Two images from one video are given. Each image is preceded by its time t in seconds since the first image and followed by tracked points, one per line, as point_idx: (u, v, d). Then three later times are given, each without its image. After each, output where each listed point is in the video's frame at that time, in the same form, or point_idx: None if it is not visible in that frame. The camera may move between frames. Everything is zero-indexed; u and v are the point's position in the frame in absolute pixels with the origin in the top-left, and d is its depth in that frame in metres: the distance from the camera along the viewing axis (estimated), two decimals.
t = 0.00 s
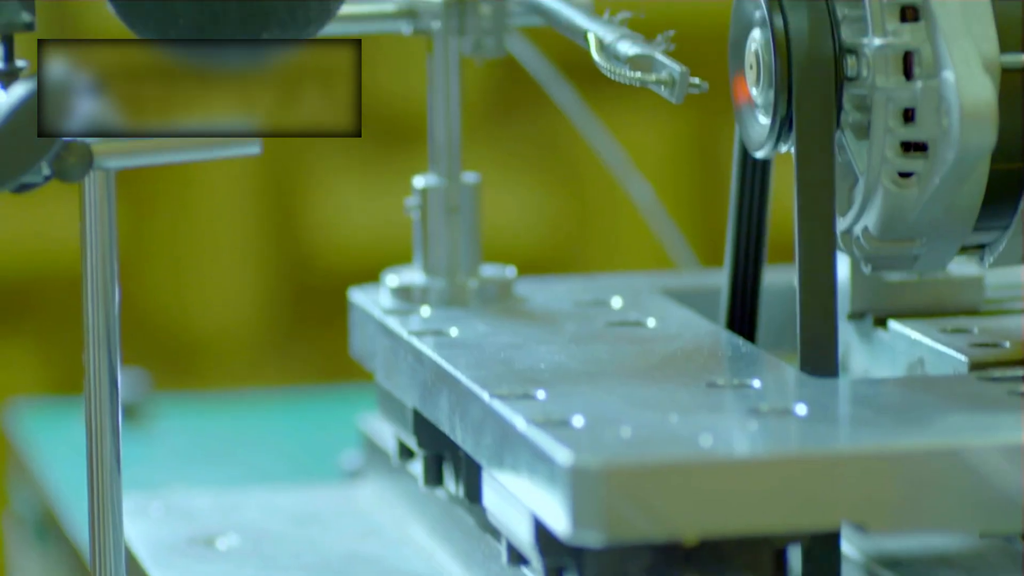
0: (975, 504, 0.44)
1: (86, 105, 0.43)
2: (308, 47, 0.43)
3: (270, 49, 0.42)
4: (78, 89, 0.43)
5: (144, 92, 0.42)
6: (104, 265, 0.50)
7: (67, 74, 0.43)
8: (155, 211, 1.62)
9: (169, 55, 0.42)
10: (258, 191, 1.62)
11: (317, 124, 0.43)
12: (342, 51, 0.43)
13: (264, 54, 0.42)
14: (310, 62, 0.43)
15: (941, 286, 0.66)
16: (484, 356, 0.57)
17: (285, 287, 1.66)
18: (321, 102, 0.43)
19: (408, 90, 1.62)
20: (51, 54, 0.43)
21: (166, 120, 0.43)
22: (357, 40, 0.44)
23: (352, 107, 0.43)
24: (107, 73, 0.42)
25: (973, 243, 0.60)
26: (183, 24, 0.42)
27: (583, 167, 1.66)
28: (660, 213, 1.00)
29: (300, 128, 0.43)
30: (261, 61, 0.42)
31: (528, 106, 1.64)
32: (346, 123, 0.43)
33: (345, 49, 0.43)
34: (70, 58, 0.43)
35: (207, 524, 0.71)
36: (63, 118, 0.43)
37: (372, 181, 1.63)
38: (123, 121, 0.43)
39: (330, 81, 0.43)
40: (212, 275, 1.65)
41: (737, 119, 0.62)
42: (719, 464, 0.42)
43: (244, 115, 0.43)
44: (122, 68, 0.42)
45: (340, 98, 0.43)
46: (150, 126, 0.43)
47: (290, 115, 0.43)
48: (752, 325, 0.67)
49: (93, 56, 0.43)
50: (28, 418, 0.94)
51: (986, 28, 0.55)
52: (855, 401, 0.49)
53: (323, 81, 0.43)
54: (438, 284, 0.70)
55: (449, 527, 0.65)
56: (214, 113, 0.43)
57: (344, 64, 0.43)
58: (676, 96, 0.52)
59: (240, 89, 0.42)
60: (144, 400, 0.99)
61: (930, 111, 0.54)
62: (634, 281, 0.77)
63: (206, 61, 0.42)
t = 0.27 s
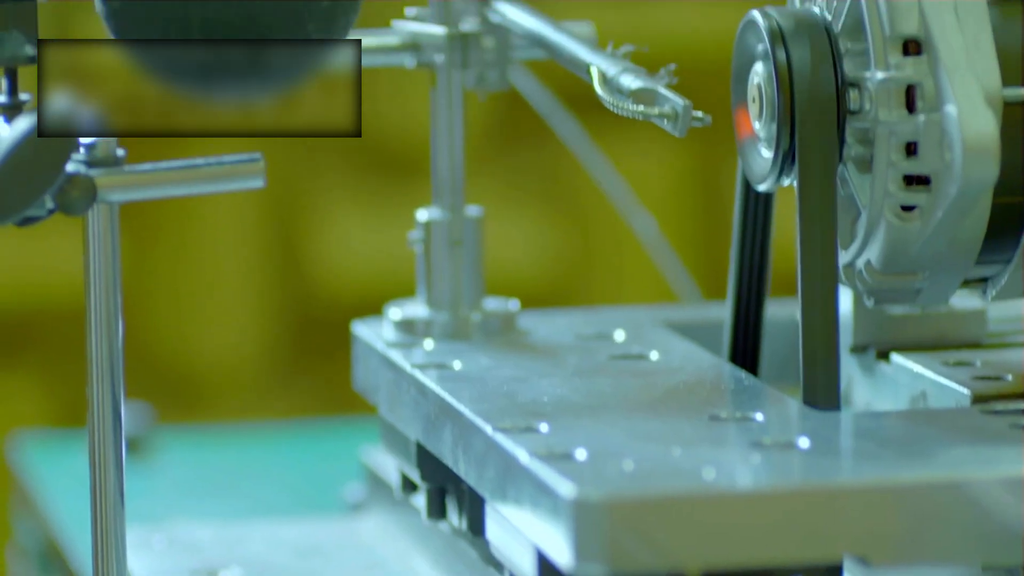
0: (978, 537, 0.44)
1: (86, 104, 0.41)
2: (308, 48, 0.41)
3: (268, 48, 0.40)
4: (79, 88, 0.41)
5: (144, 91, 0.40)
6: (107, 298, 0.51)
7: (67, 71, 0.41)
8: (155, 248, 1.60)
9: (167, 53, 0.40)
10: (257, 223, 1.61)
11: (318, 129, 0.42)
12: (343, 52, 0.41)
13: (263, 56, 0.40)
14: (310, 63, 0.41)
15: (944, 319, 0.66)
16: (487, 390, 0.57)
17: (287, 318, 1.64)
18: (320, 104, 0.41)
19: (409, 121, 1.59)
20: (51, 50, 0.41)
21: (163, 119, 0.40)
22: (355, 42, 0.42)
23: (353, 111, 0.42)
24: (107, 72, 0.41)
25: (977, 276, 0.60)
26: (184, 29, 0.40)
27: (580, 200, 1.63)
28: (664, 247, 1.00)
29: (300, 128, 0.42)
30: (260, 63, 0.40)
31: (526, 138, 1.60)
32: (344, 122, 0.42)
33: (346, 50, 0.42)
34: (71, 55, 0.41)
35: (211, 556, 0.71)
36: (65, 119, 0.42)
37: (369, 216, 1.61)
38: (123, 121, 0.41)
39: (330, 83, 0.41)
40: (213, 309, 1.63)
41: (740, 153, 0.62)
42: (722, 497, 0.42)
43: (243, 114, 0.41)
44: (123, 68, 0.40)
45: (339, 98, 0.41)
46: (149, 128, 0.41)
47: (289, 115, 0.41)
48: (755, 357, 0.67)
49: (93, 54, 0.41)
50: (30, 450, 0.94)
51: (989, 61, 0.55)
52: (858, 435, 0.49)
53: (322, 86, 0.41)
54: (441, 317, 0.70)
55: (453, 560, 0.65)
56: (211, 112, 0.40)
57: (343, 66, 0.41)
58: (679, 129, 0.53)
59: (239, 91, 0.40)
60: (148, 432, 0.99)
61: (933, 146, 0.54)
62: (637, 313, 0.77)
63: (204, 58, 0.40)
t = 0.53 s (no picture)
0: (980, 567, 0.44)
1: (84, 102, 0.41)
2: (308, 49, 0.40)
3: (268, 50, 0.40)
4: (76, 85, 0.41)
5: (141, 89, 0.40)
6: (111, 331, 0.51)
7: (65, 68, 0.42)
8: (154, 280, 1.43)
9: (162, 53, 0.40)
10: (262, 252, 1.43)
11: (318, 126, 0.41)
12: (345, 52, 0.41)
13: (263, 56, 0.40)
14: (309, 64, 0.40)
15: (946, 349, 0.66)
16: (491, 421, 0.57)
17: (290, 359, 1.46)
18: (323, 106, 0.41)
19: (404, 144, 1.42)
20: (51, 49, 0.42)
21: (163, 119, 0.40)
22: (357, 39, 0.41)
23: (354, 109, 0.41)
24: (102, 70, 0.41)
25: (978, 306, 0.61)
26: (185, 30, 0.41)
27: (592, 230, 1.48)
28: (666, 278, 1.00)
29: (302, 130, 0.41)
30: (259, 64, 0.40)
31: (530, 163, 1.45)
32: (347, 124, 0.41)
33: (348, 50, 0.41)
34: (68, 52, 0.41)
35: None
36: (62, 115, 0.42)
37: (371, 243, 1.45)
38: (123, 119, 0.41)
39: (332, 84, 0.41)
40: (218, 350, 1.45)
41: (742, 184, 0.63)
42: (725, 527, 0.42)
43: (244, 116, 0.40)
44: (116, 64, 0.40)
45: (342, 100, 0.41)
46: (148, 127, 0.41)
47: (290, 118, 0.41)
48: (757, 388, 0.67)
49: (87, 52, 0.41)
50: (33, 480, 0.94)
51: (991, 91, 0.55)
52: (861, 465, 0.49)
53: (321, 83, 0.40)
54: (444, 347, 0.70)
55: None
56: (211, 110, 0.40)
57: (345, 66, 0.41)
58: (682, 159, 0.53)
59: (239, 91, 0.40)
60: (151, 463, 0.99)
61: (935, 176, 0.54)
62: (640, 344, 0.77)
63: (202, 56, 0.40)
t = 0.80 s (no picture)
0: None
1: (80, 102, 0.44)
2: (306, 50, 0.42)
3: (266, 51, 0.42)
4: (74, 80, 0.44)
5: (141, 87, 0.43)
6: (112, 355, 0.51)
7: (62, 62, 0.45)
8: (157, 308, 1.41)
9: (163, 54, 0.42)
10: (264, 276, 1.42)
11: (319, 124, 0.44)
12: (343, 52, 0.43)
13: (264, 55, 0.42)
14: (307, 64, 0.42)
15: (948, 376, 0.66)
16: (493, 446, 0.57)
17: (293, 380, 1.45)
18: (321, 104, 0.43)
19: (404, 167, 1.42)
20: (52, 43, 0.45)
21: (161, 117, 0.43)
22: (356, 38, 0.44)
23: (355, 107, 0.44)
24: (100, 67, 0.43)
25: (980, 332, 0.61)
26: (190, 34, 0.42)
27: (592, 256, 1.47)
28: (668, 302, 1.00)
29: (300, 128, 0.44)
30: (259, 65, 0.42)
31: (534, 186, 1.45)
32: (344, 120, 0.44)
33: (345, 49, 0.43)
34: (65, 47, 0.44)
35: None
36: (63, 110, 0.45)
37: (371, 266, 1.43)
38: (123, 115, 0.44)
39: (331, 84, 0.43)
40: (221, 374, 1.43)
41: (745, 210, 0.63)
42: (727, 554, 0.42)
43: (244, 114, 0.43)
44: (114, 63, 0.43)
45: (340, 98, 0.44)
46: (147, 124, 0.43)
47: (289, 117, 0.43)
48: (760, 414, 0.67)
49: (86, 48, 0.44)
50: (36, 503, 0.94)
51: (993, 116, 0.55)
52: (863, 491, 0.48)
53: (324, 81, 0.43)
54: (446, 374, 0.70)
55: None
56: (209, 109, 0.42)
57: (342, 65, 0.43)
58: (684, 185, 0.53)
59: (239, 91, 0.42)
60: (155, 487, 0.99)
61: (937, 202, 0.54)
62: (642, 370, 0.77)
63: (202, 57, 0.42)
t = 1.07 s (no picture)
0: None
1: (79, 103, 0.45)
2: (307, 49, 0.42)
3: (267, 50, 0.42)
4: (71, 77, 0.45)
5: (137, 86, 0.42)
6: (117, 386, 0.51)
7: (61, 58, 0.45)
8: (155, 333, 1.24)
9: (162, 54, 0.42)
10: (268, 294, 1.25)
11: (319, 122, 0.44)
12: (342, 50, 0.43)
13: (263, 54, 0.42)
14: (306, 62, 0.42)
15: (950, 406, 0.66)
16: (496, 476, 0.57)
17: (300, 409, 1.28)
18: (320, 103, 0.43)
19: (407, 199, 1.26)
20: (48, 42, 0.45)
21: (155, 114, 0.43)
22: (355, 40, 0.44)
23: (353, 106, 0.44)
24: (98, 65, 0.43)
25: (983, 362, 0.61)
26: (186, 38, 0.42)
27: (599, 289, 1.31)
28: (671, 333, 1.00)
29: (301, 129, 0.43)
30: (259, 64, 0.42)
31: (540, 219, 1.29)
32: (343, 120, 0.44)
33: (344, 47, 0.43)
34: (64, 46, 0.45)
35: None
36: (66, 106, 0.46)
37: (378, 291, 1.28)
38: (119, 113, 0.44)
39: (332, 83, 0.43)
40: (226, 397, 1.26)
41: (748, 240, 0.63)
42: None
43: (243, 113, 0.42)
44: (110, 60, 0.43)
45: (341, 96, 0.44)
46: (138, 124, 0.43)
47: (289, 116, 0.43)
48: (762, 444, 0.68)
49: (85, 47, 0.44)
50: (38, 534, 0.94)
51: (996, 146, 0.55)
52: (866, 521, 0.48)
53: (325, 81, 0.43)
54: (449, 404, 0.71)
55: None
56: (208, 109, 0.42)
57: (341, 64, 0.43)
58: (687, 216, 0.53)
59: (239, 91, 0.42)
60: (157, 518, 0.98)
61: (940, 232, 0.55)
62: (646, 400, 0.77)
63: (202, 55, 0.42)
